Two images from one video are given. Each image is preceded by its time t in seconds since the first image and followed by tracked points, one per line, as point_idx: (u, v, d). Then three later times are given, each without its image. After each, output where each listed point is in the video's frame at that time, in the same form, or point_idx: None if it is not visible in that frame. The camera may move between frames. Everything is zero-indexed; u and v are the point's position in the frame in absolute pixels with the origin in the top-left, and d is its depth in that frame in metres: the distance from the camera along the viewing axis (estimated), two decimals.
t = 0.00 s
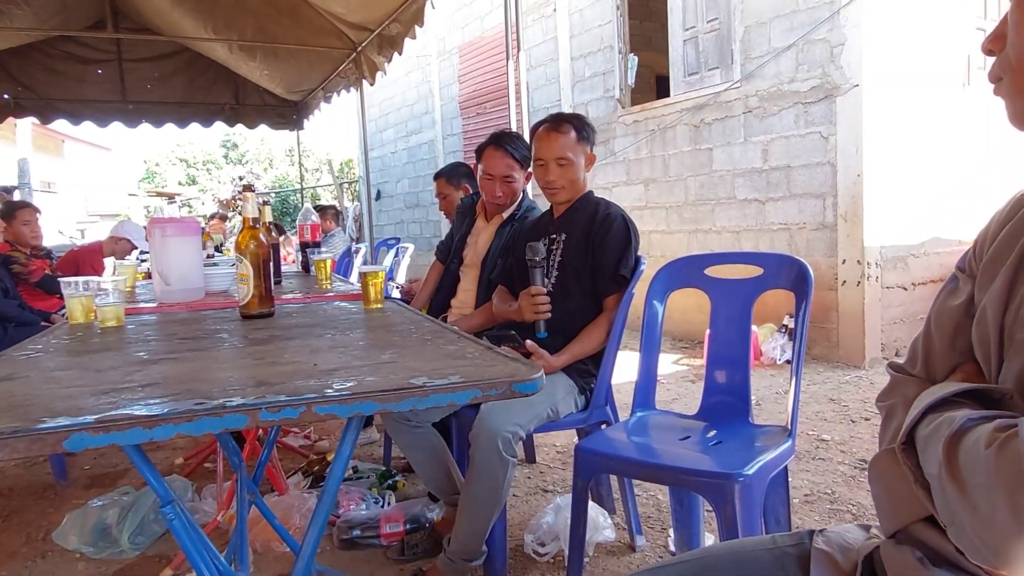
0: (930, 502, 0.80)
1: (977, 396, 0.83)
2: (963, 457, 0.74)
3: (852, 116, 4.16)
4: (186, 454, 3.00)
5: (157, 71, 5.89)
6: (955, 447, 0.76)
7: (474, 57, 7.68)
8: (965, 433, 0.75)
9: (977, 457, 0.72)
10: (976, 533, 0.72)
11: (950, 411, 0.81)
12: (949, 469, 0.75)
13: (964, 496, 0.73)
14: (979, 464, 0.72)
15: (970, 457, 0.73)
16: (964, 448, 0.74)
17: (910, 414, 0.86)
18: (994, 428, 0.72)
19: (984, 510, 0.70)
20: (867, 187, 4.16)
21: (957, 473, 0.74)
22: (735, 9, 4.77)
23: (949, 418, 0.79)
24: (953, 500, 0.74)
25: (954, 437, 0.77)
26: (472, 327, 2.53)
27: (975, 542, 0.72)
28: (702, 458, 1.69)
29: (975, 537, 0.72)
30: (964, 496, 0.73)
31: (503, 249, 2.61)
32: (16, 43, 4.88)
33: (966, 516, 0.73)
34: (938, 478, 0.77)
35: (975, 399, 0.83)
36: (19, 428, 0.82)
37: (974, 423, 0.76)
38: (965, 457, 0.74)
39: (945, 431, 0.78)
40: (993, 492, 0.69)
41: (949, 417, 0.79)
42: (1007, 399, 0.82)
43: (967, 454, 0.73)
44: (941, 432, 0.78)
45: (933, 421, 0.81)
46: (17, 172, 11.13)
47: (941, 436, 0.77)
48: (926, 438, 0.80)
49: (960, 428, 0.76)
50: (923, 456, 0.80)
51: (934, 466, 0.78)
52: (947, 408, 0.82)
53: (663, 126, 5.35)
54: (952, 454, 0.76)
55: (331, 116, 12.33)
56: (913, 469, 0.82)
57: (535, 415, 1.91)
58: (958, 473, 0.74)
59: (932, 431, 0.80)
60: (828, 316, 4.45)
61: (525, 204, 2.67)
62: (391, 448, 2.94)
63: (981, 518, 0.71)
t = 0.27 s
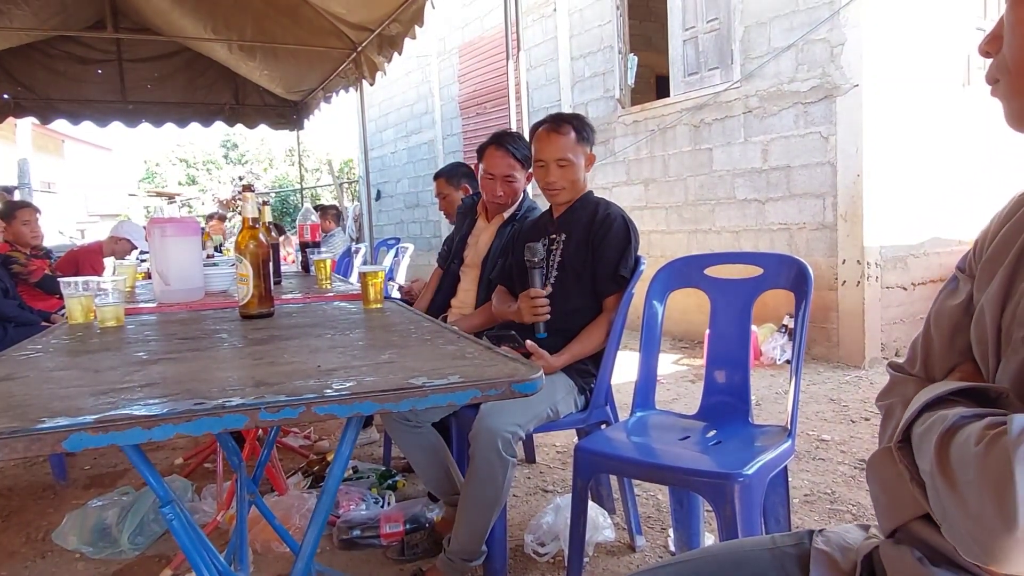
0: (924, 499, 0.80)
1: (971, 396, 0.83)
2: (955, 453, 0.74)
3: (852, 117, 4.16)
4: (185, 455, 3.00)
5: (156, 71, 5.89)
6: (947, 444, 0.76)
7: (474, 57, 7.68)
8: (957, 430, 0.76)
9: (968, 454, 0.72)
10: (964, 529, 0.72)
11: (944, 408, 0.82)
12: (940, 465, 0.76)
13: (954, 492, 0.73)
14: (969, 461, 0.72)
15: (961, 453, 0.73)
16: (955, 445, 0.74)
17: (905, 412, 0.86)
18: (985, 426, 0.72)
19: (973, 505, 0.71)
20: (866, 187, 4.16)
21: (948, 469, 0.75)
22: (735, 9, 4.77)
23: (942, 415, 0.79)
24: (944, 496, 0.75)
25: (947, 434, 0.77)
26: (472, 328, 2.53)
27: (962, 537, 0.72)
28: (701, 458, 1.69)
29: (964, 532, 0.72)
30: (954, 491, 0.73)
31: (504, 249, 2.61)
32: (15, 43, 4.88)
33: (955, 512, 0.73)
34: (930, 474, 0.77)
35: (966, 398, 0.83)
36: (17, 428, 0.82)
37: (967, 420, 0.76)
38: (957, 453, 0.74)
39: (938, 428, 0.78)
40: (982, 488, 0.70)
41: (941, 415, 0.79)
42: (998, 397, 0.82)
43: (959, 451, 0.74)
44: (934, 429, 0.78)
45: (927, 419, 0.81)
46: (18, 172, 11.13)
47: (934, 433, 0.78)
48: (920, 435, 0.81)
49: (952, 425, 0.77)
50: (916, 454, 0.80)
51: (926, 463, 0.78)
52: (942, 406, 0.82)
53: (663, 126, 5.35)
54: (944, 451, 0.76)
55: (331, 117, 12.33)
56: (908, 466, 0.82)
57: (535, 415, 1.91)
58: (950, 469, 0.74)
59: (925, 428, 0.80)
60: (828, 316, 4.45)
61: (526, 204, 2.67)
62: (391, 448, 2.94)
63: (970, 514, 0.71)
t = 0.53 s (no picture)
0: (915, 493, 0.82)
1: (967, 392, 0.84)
2: (941, 447, 0.76)
3: (852, 117, 4.16)
4: (186, 455, 3.00)
5: (157, 71, 5.89)
6: (933, 439, 0.78)
7: (474, 57, 7.69)
8: (944, 424, 0.77)
9: (952, 449, 0.74)
10: (949, 520, 0.73)
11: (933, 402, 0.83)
12: (927, 458, 0.77)
13: (940, 484, 0.75)
14: (955, 454, 0.73)
15: (947, 447, 0.75)
16: (941, 439, 0.76)
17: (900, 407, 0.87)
18: (970, 422, 0.74)
19: (958, 497, 0.72)
20: (867, 187, 4.16)
21: (934, 463, 0.76)
22: (735, 10, 4.78)
23: (931, 409, 0.80)
24: (930, 489, 0.76)
25: (934, 428, 0.78)
26: (472, 328, 2.53)
27: (948, 529, 0.74)
28: (702, 459, 1.69)
29: (949, 523, 0.74)
30: (939, 484, 0.75)
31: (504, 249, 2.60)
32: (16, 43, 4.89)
33: (941, 504, 0.75)
34: (918, 468, 0.79)
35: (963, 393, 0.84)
36: (20, 429, 0.82)
37: (955, 414, 0.78)
38: (943, 447, 0.75)
39: (926, 422, 0.79)
40: (966, 481, 0.71)
41: (930, 409, 0.80)
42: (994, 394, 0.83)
43: (945, 445, 0.75)
44: (922, 424, 0.80)
45: (917, 413, 0.83)
46: (18, 172, 11.13)
47: (922, 427, 0.79)
48: (911, 429, 0.82)
49: (940, 419, 0.78)
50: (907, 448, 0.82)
51: (915, 456, 0.79)
52: (933, 400, 0.83)
53: (663, 127, 5.35)
54: (932, 444, 0.77)
55: (331, 117, 12.33)
56: (900, 460, 0.84)
57: (536, 416, 1.91)
58: (936, 463, 0.76)
59: (915, 422, 0.82)
60: (828, 317, 4.45)
61: (527, 205, 2.67)
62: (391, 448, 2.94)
63: (953, 506, 0.73)
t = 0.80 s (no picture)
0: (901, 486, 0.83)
1: (962, 389, 0.85)
2: (920, 441, 0.78)
3: (852, 118, 4.16)
4: (186, 455, 3.00)
5: (157, 71, 5.89)
6: (915, 432, 0.80)
7: (474, 57, 7.69)
8: (926, 420, 0.79)
9: (928, 442, 0.76)
10: (920, 511, 0.75)
11: (922, 397, 0.85)
12: (906, 451, 0.79)
13: (915, 477, 0.77)
14: (930, 449, 0.76)
15: (925, 441, 0.77)
16: (920, 432, 0.78)
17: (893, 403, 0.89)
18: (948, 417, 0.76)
19: (930, 489, 0.74)
20: (867, 188, 4.16)
21: (913, 456, 0.78)
22: (736, 11, 4.77)
23: (917, 404, 0.82)
24: (906, 481, 0.78)
25: (916, 422, 0.80)
26: (473, 329, 2.53)
27: (920, 520, 0.75)
28: (701, 459, 1.70)
29: (920, 512, 0.75)
30: (915, 475, 0.77)
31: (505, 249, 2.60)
32: (16, 43, 4.89)
33: (915, 496, 0.77)
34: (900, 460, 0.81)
35: (959, 391, 0.85)
36: (20, 429, 0.82)
37: (935, 411, 0.80)
38: (921, 441, 0.78)
39: (911, 416, 0.81)
40: (938, 474, 0.73)
41: (916, 404, 0.83)
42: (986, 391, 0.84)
43: (923, 439, 0.77)
44: (905, 419, 0.82)
45: (904, 408, 0.84)
46: (18, 172, 11.12)
47: (905, 422, 0.81)
48: (897, 423, 0.84)
49: (922, 413, 0.80)
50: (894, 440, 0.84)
51: (899, 449, 0.81)
52: (923, 395, 0.85)
53: (664, 127, 5.35)
54: (913, 438, 0.79)
55: (331, 117, 12.33)
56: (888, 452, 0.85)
57: (536, 416, 1.91)
58: (914, 455, 0.78)
59: (901, 416, 0.84)
60: (828, 317, 4.45)
61: (528, 205, 2.67)
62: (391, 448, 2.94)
63: (925, 496, 0.75)
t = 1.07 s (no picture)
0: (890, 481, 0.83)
1: (954, 387, 0.85)
2: (907, 435, 0.78)
3: (852, 119, 4.17)
4: (185, 456, 3.00)
5: (157, 71, 5.89)
6: (902, 427, 0.80)
7: (475, 58, 7.69)
8: (913, 414, 0.80)
9: (914, 438, 0.77)
10: (905, 503, 0.76)
11: (913, 393, 0.85)
12: (894, 445, 0.80)
13: (901, 470, 0.78)
14: (915, 442, 0.76)
15: (911, 435, 0.77)
16: (907, 427, 0.79)
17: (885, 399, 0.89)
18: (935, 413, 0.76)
19: (913, 481, 0.75)
20: (867, 189, 4.17)
21: (899, 450, 0.79)
22: (736, 12, 4.78)
23: (907, 400, 0.83)
24: (892, 474, 0.79)
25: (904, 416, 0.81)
26: (472, 329, 2.53)
27: (905, 512, 0.76)
28: (700, 460, 1.70)
29: (905, 505, 0.76)
30: (901, 469, 0.78)
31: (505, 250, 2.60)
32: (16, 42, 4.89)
33: (900, 489, 0.77)
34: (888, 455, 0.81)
35: (952, 390, 0.85)
36: (20, 430, 0.82)
37: (923, 405, 0.80)
38: (907, 435, 0.78)
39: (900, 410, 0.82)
40: (922, 466, 0.74)
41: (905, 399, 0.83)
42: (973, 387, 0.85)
43: (909, 433, 0.78)
44: (894, 414, 0.82)
45: (894, 403, 0.85)
46: (19, 171, 11.12)
47: (893, 417, 0.82)
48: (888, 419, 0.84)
49: (910, 408, 0.81)
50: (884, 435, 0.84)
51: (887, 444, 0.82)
52: (914, 391, 0.85)
53: (664, 128, 5.35)
54: (900, 433, 0.80)
55: (332, 117, 12.34)
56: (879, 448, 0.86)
57: (534, 417, 1.91)
58: (900, 449, 0.79)
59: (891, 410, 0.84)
60: (828, 319, 4.45)
61: (528, 205, 2.67)
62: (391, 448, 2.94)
63: (910, 490, 0.75)
